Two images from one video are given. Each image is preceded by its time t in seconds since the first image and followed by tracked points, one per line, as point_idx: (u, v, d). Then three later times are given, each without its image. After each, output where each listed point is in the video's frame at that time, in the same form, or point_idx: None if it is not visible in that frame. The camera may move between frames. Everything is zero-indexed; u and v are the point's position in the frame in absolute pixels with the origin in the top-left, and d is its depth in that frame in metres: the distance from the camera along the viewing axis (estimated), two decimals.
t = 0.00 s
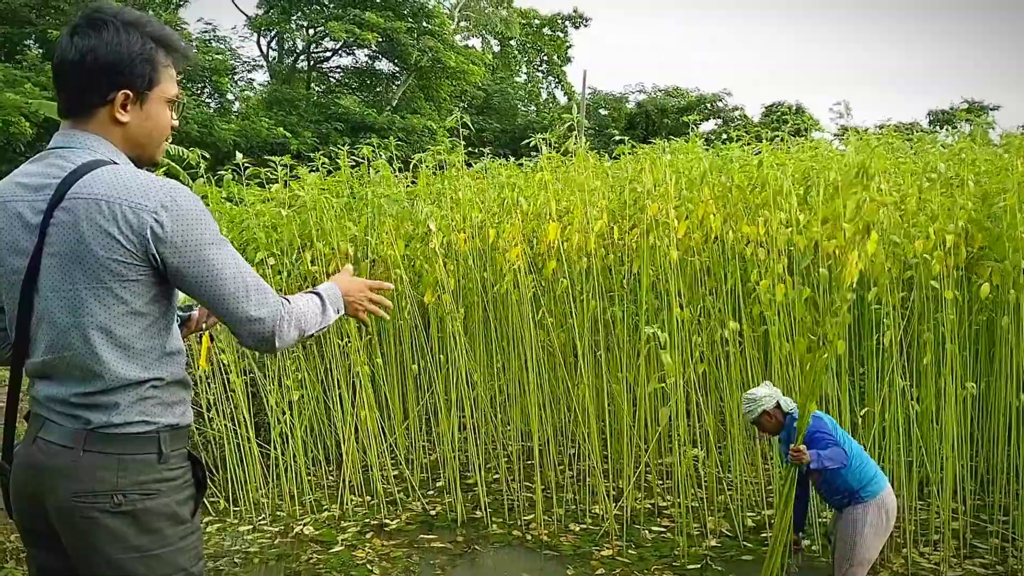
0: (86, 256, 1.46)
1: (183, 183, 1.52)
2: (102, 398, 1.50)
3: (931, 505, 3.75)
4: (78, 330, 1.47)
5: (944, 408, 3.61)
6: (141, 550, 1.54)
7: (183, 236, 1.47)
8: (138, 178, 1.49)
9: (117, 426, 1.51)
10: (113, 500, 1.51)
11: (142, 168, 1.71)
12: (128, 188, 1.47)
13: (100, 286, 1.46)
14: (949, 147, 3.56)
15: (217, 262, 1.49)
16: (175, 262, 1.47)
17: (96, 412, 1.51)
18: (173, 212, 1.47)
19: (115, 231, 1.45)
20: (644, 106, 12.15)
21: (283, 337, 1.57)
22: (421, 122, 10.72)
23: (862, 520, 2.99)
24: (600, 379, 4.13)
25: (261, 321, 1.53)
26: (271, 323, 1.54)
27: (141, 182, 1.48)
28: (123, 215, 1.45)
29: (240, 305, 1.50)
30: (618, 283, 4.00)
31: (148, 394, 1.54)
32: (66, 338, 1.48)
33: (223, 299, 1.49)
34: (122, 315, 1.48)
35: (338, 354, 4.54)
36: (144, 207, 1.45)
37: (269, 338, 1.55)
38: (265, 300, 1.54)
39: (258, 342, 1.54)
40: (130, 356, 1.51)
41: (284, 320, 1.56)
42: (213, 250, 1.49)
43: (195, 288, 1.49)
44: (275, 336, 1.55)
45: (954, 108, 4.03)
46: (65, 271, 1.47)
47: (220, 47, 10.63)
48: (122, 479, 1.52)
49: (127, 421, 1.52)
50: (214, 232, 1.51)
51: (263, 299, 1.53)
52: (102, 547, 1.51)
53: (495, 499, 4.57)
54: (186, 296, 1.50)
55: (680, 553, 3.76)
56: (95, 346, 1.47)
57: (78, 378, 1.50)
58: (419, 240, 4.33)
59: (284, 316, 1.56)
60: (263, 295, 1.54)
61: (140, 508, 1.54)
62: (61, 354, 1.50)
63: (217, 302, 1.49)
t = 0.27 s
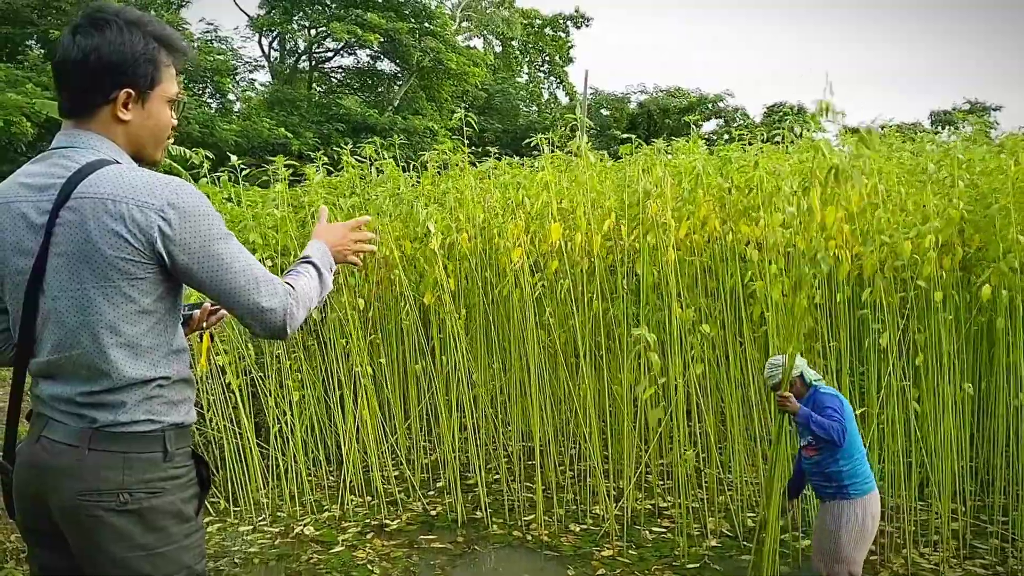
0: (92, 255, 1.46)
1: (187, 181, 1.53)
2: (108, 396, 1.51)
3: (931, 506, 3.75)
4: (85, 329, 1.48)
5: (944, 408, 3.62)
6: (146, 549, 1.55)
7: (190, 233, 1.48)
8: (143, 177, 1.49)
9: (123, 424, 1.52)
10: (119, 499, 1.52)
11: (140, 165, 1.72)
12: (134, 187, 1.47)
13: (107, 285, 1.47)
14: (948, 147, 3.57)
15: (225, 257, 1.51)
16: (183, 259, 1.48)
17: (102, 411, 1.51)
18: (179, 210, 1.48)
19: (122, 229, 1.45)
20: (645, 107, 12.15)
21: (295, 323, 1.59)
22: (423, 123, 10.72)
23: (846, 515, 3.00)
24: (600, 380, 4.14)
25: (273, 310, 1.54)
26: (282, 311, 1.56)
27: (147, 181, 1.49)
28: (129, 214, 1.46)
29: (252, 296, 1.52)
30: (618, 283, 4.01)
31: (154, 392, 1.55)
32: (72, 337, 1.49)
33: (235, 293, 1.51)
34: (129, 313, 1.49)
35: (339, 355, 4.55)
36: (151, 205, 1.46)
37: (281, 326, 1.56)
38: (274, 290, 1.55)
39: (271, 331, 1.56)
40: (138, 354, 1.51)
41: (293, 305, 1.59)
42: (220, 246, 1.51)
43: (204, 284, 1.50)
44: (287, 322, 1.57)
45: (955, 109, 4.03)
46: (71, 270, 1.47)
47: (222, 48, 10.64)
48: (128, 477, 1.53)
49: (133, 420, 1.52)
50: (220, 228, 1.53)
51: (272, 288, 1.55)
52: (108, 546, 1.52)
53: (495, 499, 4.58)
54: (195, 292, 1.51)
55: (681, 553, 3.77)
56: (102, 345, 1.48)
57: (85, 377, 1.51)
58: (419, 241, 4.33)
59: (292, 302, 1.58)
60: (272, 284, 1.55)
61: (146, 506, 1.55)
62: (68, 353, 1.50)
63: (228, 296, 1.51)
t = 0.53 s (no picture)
0: (90, 254, 1.46)
1: (185, 181, 1.53)
2: (106, 393, 1.51)
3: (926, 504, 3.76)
4: (82, 327, 1.48)
5: (938, 407, 3.63)
6: (145, 546, 1.56)
7: (185, 234, 1.49)
8: (141, 175, 1.50)
9: (121, 422, 1.52)
10: (117, 496, 1.52)
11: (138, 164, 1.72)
12: (132, 186, 1.48)
13: (104, 283, 1.47)
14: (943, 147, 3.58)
15: (217, 261, 1.51)
16: (175, 260, 1.48)
17: (100, 408, 1.52)
18: (176, 209, 1.48)
19: (120, 228, 1.46)
20: (643, 105, 12.15)
21: (276, 336, 1.59)
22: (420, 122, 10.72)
23: (837, 511, 3.01)
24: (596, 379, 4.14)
25: (256, 321, 1.55)
26: (265, 323, 1.56)
27: (144, 180, 1.49)
28: (127, 213, 1.46)
29: (237, 305, 1.52)
30: (614, 282, 4.01)
31: (152, 389, 1.55)
32: (69, 335, 1.49)
33: (221, 300, 1.51)
34: (125, 311, 1.49)
35: (337, 354, 4.55)
36: (148, 204, 1.47)
37: (262, 337, 1.57)
38: (259, 301, 1.56)
39: (251, 342, 1.56)
40: (135, 352, 1.52)
41: (276, 317, 1.58)
42: (213, 249, 1.51)
43: (193, 287, 1.50)
44: (269, 334, 1.57)
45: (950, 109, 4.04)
46: (68, 268, 1.48)
47: (219, 46, 10.63)
48: (127, 474, 1.54)
49: (131, 417, 1.53)
50: (214, 230, 1.53)
51: (258, 299, 1.55)
52: (107, 543, 1.52)
53: (492, 497, 4.58)
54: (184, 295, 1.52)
55: (677, 551, 3.78)
56: (100, 343, 1.48)
57: (82, 375, 1.51)
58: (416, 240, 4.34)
59: (276, 314, 1.58)
60: (258, 294, 1.56)
61: (145, 503, 1.56)
62: (65, 351, 1.51)
63: (215, 302, 1.51)
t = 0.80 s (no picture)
0: (91, 255, 1.46)
1: (187, 185, 1.53)
2: (107, 394, 1.51)
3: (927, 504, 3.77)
4: (82, 327, 1.48)
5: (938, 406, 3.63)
6: (144, 546, 1.56)
7: (181, 239, 1.48)
8: (146, 178, 1.50)
9: (122, 422, 1.52)
10: (117, 496, 1.52)
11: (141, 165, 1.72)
12: (134, 188, 1.48)
13: (104, 284, 1.47)
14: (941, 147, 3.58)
15: (201, 276, 1.50)
16: (167, 264, 1.47)
17: (101, 409, 1.52)
18: (177, 213, 1.48)
19: (121, 231, 1.45)
20: (643, 106, 12.15)
21: (231, 370, 1.57)
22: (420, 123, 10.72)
23: (839, 512, 3.01)
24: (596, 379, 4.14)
25: (217, 348, 1.53)
26: (223, 354, 1.54)
27: (149, 183, 1.49)
28: (128, 215, 1.46)
29: (207, 325, 1.50)
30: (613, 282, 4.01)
31: (153, 390, 1.55)
32: (69, 335, 1.49)
33: (192, 315, 1.49)
34: (124, 313, 1.49)
35: (336, 354, 4.55)
36: (150, 207, 1.46)
37: (218, 367, 1.54)
38: (225, 331, 1.54)
39: (205, 368, 1.54)
40: (134, 354, 1.52)
41: (235, 353, 1.57)
42: (202, 261, 1.50)
43: (175, 294, 1.48)
44: (223, 366, 1.55)
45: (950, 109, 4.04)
46: (70, 268, 1.48)
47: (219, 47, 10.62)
48: (127, 474, 1.53)
49: (132, 418, 1.53)
50: (206, 241, 1.52)
51: (225, 328, 1.54)
52: (106, 543, 1.52)
53: (492, 498, 4.58)
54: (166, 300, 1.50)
55: (677, 552, 3.78)
56: (99, 344, 1.48)
57: (82, 375, 1.51)
58: (416, 240, 4.34)
59: (236, 351, 1.57)
60: (227, 322, 1.55)
61: (145, 503, 1.55)
62: (65, 351, 1.51)
63: (189, 316, 1.49)
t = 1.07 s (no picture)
0: (88, 253, 1.47)
1: (184, 184, 1.53)
2: (105, 391, 1.52)
3: (927, 502, 3.77)
4: (79, 325, 1.48)
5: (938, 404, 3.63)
6: (143, 544, 1.56)
7: (178, 237, 1.47)
8: (143, 176, 1.50)
9: (120, 420, 1.52)
10: (116, 494, 1.52)
11: (143, 163, 1.72)
12: (132, 186, 1.47)
13: (101, 283, 1.47)
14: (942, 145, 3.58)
15: (198, 275, 1.49)
16: (163, 263, 1.47)
17: (99, 407, 1.52)
18: (173, 212, 1.48)
19: (117, 229, 1.45)
20: (643, 103, 12.13)
21: (228, 368, 1.57)
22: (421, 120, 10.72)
23: (842, 509, 3.02)
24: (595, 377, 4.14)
25: (215, 346, 1.52)
26: (222, 352, 1.54)
27: (145, 181, 1.49)
28: (125, 213, 1.46)
29: (206, 323, 1.50)
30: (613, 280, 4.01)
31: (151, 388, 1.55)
32: (68, 333, 1.50)
33: (190, 314, 1.48)
34: (121, 312, 1.49)
35: (337, 352, 4.55)
36: (146, 206, 1.46)
37: (216, 365, 1.54)
38: (222, 329, 1.54)
39: (204, 366, 1.53)
40: (132, 352, 1.52)
41: (232, 351, 1.57)
42: (200, 259, 1.50)
43: (173, 292, 1.47)
44: (221, 364, 1.55)
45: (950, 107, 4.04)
46: (67, 266, 1.48)
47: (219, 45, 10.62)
48: (125, 472, 1.53)
49: (130, 416, 1.53)
50: (203, 240, 1.52)
51: (222, 326, 1.54)
52: (105, 540, 1.52)
53: (493, 496, 4.59)
54: (163, 299, 1.49)
55: (677, 549, 3.78)
56: (96, 342, 1.48)
57: (81, 373, 1.52)
58: (416, 238, 4.34)
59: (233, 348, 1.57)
60: (225, 320, 1.55)
61: (143, 501, 1.55)
62: (64, 348, 1.51)
63: (188, 315, 1.48)
